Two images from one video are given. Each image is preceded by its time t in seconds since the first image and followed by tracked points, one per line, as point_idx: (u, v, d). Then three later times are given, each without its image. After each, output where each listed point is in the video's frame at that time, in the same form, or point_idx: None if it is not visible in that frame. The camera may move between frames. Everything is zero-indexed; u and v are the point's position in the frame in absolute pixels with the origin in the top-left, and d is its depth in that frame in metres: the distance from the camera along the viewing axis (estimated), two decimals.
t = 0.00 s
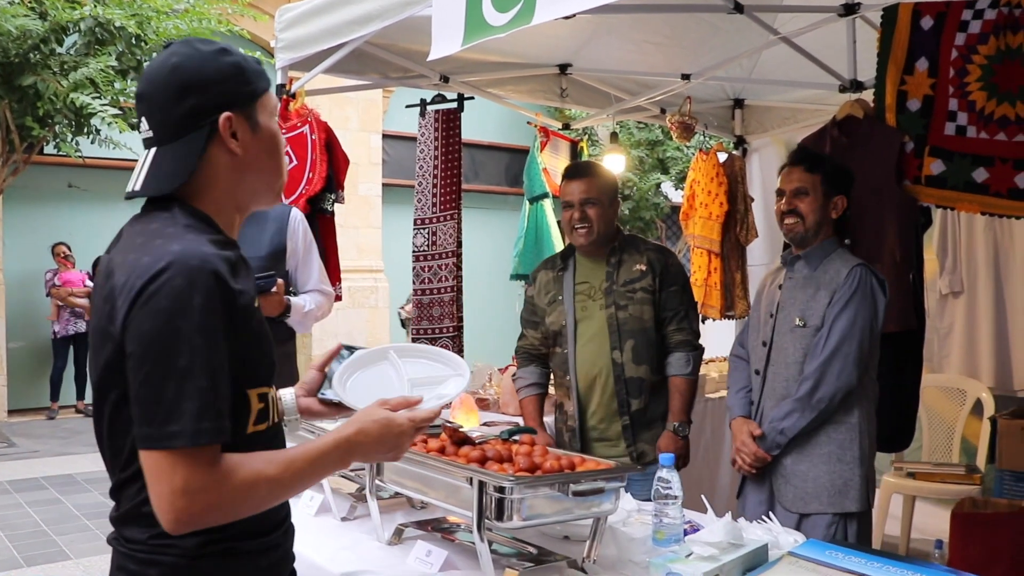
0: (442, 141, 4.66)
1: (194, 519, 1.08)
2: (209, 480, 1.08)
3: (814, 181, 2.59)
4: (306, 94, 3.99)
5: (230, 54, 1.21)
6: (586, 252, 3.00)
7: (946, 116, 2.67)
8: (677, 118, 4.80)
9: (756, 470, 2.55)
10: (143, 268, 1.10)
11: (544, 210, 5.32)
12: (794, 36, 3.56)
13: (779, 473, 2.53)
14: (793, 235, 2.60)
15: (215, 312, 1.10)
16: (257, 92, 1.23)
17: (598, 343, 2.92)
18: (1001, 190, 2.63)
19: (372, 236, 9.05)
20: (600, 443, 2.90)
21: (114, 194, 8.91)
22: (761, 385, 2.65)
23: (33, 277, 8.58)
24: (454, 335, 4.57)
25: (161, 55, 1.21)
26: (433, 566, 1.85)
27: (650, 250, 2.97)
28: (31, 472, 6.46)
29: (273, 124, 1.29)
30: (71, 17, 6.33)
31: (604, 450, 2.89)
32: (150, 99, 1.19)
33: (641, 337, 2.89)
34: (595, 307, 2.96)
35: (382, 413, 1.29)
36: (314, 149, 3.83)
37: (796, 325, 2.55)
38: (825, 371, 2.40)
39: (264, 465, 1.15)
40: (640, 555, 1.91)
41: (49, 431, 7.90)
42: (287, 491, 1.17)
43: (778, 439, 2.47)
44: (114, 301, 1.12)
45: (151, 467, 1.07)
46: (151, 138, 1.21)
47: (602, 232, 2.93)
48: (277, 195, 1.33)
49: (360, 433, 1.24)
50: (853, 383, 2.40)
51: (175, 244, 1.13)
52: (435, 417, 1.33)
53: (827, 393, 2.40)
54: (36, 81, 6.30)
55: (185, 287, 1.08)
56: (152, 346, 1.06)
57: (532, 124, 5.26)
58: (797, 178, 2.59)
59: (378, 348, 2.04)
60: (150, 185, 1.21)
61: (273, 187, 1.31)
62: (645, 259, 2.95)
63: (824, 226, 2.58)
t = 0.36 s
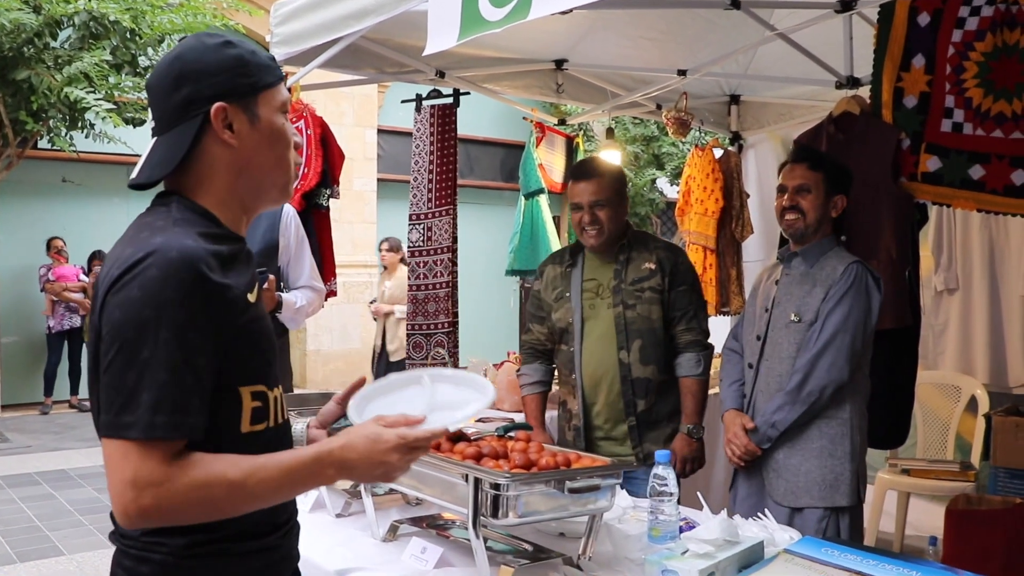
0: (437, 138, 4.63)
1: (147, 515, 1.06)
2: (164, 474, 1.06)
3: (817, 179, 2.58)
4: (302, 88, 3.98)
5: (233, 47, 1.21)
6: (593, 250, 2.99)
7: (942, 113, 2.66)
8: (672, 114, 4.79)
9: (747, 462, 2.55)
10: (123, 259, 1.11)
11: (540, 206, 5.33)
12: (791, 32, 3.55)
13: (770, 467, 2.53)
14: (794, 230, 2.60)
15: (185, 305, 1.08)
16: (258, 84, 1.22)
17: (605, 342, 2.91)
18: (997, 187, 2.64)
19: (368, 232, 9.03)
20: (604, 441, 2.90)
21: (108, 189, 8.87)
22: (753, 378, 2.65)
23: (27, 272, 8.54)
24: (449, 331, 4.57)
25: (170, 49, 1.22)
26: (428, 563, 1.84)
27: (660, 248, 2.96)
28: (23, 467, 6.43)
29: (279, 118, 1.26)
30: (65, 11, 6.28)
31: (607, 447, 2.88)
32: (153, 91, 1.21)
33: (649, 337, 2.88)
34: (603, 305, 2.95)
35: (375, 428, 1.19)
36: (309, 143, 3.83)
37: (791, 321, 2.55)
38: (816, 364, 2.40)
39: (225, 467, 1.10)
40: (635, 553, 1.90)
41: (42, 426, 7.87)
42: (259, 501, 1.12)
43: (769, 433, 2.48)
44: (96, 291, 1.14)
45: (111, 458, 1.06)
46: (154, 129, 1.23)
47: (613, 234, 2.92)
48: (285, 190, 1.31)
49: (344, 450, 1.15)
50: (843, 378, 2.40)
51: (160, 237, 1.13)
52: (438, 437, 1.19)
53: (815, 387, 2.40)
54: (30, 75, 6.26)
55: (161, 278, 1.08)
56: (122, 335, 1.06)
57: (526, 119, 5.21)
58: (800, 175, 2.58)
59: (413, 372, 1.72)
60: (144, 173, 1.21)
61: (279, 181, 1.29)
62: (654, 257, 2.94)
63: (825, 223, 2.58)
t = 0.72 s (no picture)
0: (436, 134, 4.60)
1: (175, 520, 1.05)
2: (186, 476, 1.06)
3: (818, 174, 2.58)
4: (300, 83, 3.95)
5: (238, 41, 1.21)
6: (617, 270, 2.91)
7: (941, 110, 2.65)
8: (671, 110, 4.77)
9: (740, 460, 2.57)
10: (122, 256, 1.10)
11: (538, 203, 5.33)
12: (790, 28, 3.55)
13: (763, 465, 2.54)
14: (795, 226, 2.58)
15: (192, 302, 1.08)
16: (263, 81, 1.22)
17: (621, 347, 2.91)
18: (995, 184, 2.67)
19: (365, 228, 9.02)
20: (618, 437, 2.94)
21: (105, 184, 8.84)
22: (750, 376, 2.65)
23: (24, 268, 8.52)
24: (447, 327, 4.59)
25: (168, 39, 1.20)
26: (426, 561, 1.84)
27: (680, 256, 2.88)
28: (21, 463, 6.41)
29: (278, 113, 1.26)
30: (62, 6, 6.25)
31: (625, 446, 2.92)
32: (154, 81, 1.18)
33: (667, 351, 2.84)
34: (619, 313, 2.93)
35: (395, 412, 1.24)
36: (307, 139, 3.81)
37: (787, 318, 2.55)
38: (813, 364, 2.40)
39: (251, 465, 1.11)
40: (634, 550, 1.90)
41: (39, 421, 7.86)
42: (275, 500, 1.13)
43: (763, 431, 2.48)
44: (94, 292, 1.13)
45: (129, 462, 1.05)
46: (152, 120, 1.20)
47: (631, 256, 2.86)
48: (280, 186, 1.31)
49: (367, 438, 1.18)
50: (842, 377, 2.40)
51: (156, 231, 1.12)
52: (457, 417, 1.24)
53: (812, 387, 2.40)
54: (27, 70, 6.24)
55: (162, 274, 1.07)
56: (133, 335, 1.04)
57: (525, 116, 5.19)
58: (801, 169, 2.58)
59: (425, 355, 1.83)
60: (146, 166, 1.19)
61: (276, 180, 1.29)
62: (673, 266, 2.86)
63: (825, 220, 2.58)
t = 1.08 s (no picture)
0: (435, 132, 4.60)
1: (168, 515, 1.04)
2: (185, 471, 1.05)
3: (828, 166, 2.57)
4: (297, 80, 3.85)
5: (265, 44, 1.21)
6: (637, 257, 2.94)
7: (942, 107, 2.65)
8: (670, 107, 4.76)
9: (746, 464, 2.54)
10: (129, 249, 1.09)
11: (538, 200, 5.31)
12: (790, 25, 3.55)
13: (769, 471, 2.53)
14: (803, 221, 2.58)
15: (199, 296, 1.08)
16: (283, 86, 1.21)
17: (637, 350, 2.91)
18: (997, 180, 2.65)
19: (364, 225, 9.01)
20: (632, 442, 2.93)
21: (104, 182, 8.83)
22: (756, 377, 2.64)
23: (22, 265, 8.51)
24: (446, 325, 4.57)
25: (197, 34, 1.20)
26: (426, 558, 1.83)
27: (701, 251, 2.92)
28: (20, 460, 6.41)
29: (295, 118, 1.25)
30: (61, 4, 6.23)
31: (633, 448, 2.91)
32: (175, 71, 1.18)
33: (685, 348, 2.86)
34: (638, 307, 2.95)
35: (388, 424, 1.19)
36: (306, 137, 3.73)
37: (796, 317, 2.54)
38: (823, 365, 2.39)
39: (249, 464, 1.10)
40: (634, 548, 1.91)
41: (39, 419, 7.85)
42: (275, 498, 1.12)
43: (769, 435, 2.48)
44: (99, 285, 1.12)
45: (127, 455, 1.05)
46: (168, 107, 1.20)
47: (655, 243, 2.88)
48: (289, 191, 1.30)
49: (360, 445, 1.15)
50: (853, 379, 2.39)
51: (164, 224, 1.11)
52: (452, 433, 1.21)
53: (822, 390, 2.39)
54: (26, 68, 6.21)
55: (169, 267, 1.06)
56: (136, 328, 1.04)
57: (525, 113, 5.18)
58: (811, 162, 2.57)
59: (411, 365, 1.66)
60: (153, 152, 1.18)
61: (283, 185, 1.27)
62: (694, 262, 2.90)
63: (833, 217, 2.57)
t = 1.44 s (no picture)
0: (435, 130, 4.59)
1: (194, 495, 1.04)
2: (206, 451, 1.05)
3: (824, 160, 2.58)
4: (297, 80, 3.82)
5: (268, 40, 1.19)
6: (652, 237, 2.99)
7: (943, 104, 2.64)
8: (670, 105, 4.75)
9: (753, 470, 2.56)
10: (140, 242, 1.11)
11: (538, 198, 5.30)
12: (790, 22, 3.56)
13: (775, 474, 2.53)
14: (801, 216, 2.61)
15: (207, 281, 1.07)
16: (288, 80, 1.19)
17: (644, 343, 2.91)
18: (998, 178, 2.65)
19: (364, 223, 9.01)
20: (631, 440, 2.91)
21: (103, 181, 8.81)
22: (763, 377, 2.63)
23: (22, 264, 8.50)
24: (446, 323, 4.56)
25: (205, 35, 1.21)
26: (426, 558, 1.83)
27: (720, 248, 2.94)
28: (22, 460, 6.42)
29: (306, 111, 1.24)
30: (60, 3, 6.23)
31: (631, 446, 2.89)
32: (184, 74, 1.20)
33: (693, 340, 2.86)
34: (649, 295, 2.96)
35: (405, 401, 1.18)
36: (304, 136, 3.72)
37: (804, 316, 2.53)
38: (832, 367, 2.38)
39: (269, 444, 1.09)
40: (635, 547, 1.90)
41: (39, 418, 7.85)
42: (297, 478, 1.10)
43: (776, 439, 2.47)
44: (117, 276, 1.13)
45: (149, 440, 1.05)
46: (182, 110, 1.22)
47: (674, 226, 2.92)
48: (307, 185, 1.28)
49: (379, 425, 1.14)
50: (863, 381, 2.38)
51: (174, 216, 1.12)
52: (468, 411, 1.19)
53: (830, 394, 2.38)
54: (25, 67, 6.20)
55: (179, 256, 1.07)
56: (148, 315, 1.05)
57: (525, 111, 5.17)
58: (808, 157, 2.59)
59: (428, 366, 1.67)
60: (164, 154, 1.20)
61: (297, 179, 1.26)
62: (711, 256, 2.92)
63: (835, 212, 2.56)
